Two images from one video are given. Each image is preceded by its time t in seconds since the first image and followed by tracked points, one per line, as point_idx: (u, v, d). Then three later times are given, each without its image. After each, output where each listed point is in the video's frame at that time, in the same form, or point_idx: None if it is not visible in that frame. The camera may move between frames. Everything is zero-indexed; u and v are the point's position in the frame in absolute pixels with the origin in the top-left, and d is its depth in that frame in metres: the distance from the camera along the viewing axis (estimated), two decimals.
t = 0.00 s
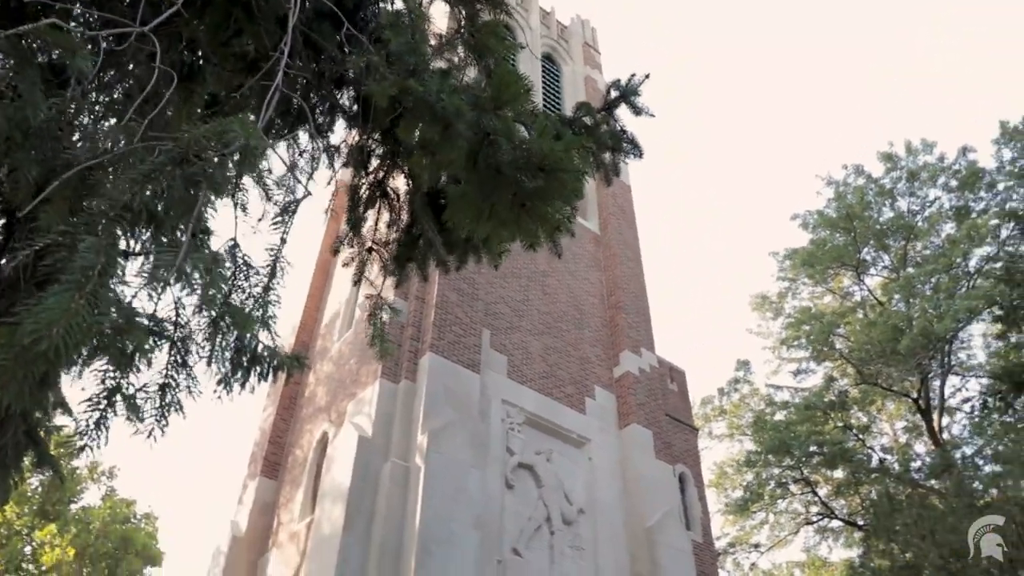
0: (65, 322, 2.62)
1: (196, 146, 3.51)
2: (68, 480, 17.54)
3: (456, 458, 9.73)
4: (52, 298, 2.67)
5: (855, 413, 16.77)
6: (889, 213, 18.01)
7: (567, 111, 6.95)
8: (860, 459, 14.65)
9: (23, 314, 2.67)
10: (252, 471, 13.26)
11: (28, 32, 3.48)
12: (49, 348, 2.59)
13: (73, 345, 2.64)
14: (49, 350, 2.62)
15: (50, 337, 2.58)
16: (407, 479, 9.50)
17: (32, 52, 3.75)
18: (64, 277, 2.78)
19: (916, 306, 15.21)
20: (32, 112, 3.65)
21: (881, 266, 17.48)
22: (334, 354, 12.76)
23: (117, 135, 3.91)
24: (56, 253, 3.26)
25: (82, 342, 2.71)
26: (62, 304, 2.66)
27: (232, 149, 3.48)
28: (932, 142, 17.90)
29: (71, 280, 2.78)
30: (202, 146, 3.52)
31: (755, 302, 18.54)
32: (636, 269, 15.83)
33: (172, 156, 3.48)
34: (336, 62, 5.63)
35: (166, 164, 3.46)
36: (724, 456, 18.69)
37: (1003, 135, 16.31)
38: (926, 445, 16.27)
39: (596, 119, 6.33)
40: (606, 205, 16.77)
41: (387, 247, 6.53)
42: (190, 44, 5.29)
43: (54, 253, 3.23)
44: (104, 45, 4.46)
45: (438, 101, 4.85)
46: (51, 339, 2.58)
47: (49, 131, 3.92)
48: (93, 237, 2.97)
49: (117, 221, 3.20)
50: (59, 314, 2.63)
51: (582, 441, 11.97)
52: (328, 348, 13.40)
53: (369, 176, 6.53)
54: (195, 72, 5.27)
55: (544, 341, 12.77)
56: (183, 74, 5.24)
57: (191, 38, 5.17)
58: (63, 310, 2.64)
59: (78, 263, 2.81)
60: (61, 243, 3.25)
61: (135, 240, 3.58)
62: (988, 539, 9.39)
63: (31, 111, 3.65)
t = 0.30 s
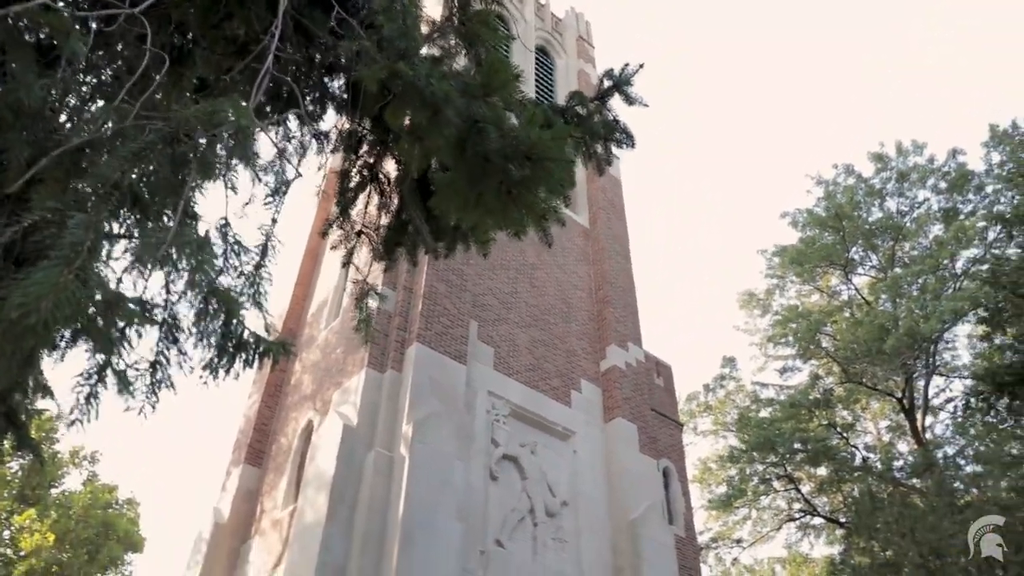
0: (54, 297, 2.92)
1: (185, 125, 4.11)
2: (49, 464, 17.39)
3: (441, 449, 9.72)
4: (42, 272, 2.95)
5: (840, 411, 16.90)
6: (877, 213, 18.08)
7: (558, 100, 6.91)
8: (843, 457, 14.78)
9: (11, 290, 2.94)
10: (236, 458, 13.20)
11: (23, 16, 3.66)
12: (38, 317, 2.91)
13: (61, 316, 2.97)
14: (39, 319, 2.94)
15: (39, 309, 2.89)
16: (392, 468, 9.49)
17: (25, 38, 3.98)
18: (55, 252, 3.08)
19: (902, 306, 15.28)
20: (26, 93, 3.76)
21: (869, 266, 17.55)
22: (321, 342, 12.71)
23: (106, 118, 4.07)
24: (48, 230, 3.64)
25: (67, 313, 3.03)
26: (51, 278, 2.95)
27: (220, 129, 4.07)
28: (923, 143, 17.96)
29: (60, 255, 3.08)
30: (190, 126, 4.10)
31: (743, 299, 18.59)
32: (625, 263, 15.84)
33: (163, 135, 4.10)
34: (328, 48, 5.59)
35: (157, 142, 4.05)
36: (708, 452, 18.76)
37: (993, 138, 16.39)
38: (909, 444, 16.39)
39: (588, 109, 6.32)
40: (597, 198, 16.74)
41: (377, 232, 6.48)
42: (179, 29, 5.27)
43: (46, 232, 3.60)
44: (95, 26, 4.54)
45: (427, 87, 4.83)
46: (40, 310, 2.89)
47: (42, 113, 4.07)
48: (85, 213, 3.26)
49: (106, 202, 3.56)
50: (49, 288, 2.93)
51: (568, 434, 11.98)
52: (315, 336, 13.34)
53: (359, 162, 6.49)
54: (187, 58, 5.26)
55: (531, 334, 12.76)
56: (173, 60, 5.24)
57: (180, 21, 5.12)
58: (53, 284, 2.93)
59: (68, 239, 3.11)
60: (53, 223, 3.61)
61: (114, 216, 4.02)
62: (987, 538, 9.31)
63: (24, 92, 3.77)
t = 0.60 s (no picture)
0: (50, 243, 3.23)
1: (178, 90, 4.23)
2: (34, 447, 17.32)
3: (428, 437, 9.71)
4: (38, 220, 3.26)
5: (827, 405, 17.03)
6: (868, 209, 18.12)
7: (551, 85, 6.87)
8: (829, 451, 14.94)
9: (9, 233, 3.23)
10: (223, 444, 13.15)
11: None
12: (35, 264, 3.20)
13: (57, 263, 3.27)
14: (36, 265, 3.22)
15: (35, 255, 3.18)
16: (379, 455, 9.47)
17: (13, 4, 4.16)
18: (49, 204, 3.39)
19: (891, 302, 15.34)
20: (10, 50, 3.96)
21: (859, 261, 17.62)
22: (310, 328, 12.66)
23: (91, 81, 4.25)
24: (34, 181, 3.80)
25: (65, 260, 3.33)
26: (48, 226, 3.26)
27: (214, 94, 4.24)
28: (915, 140, 18.01)
29: (55, 206, 3.38)
30: (184, 90, 4.24)
31: (733, 292, 18.63)
32: (616, 254, 15.84)
33: (157, 97, 4.20)
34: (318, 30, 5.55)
35: (149, 104, 4.16)
36: (696, 444, 18.82)
37: (984, 136, 16.45)
38: (894, 439, 16.53)
39: (582, 96, 6.31)
40: (589, 188, 16.71)
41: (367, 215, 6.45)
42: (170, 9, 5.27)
43: (33, 181, 3.78)
44: None
45: (417, 67, 4.83)
46: (38, 257, 3.19)
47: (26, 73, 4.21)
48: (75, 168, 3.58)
49: (96, 160, 3.80)
50: (47, 235, 3.24)
51: (556, 423, 11.99)
52: (303, 322, 13.29)
53: (350, 145, 6.47)
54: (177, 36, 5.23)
55: (520, 323, 12.74)
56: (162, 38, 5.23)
57: None
58: (50, 232, 3.25)
59: (60, 193, 3.40)
60: (41, 173, 3.78)
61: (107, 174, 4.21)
62: (988, 539, 9.47)
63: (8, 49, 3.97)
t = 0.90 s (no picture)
0: (29, 189, 3.18)
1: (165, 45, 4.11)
2: (21, 427, 17.24)
3: (417, 420, 9.70)
4: (20, 166, 3.24)
5: (814, 394, 17.16)
6: (860, 199, 18.15)
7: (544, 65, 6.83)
8: (816, 440, 15.04)
9: None
10: (211, 425, 13.12)
11: None
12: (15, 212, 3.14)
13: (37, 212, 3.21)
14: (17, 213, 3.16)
15: (16, 201, 3.13)
16: (367, 437, 9.47)
17: None
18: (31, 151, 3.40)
19: (881, 293, 15.38)
20: None
21: (850, 251, 17.66)
22: (299, 310, 12.61)
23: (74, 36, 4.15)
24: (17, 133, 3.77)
25: (45, 209, 3.26)
26: (29, 171, 3.23)
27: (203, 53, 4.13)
28: (908, 131, 18.02)
29: (37, 155, 3.41)
30: (172, 48, 4.11)
31: (724, 281, 18.66)
32: (607, 240, 15.82)
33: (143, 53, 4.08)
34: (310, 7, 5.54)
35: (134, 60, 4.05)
36: (683, 431, 18.90)
37: (977, 128, 16.46)
38: (880, 428, 16.66)
39: (576, 75, 6.26)
40: (581, 173, 16.65)
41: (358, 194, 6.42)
42: None
43: (16, 134, 3.75)
44: None
45: (407, 41, 4.81)
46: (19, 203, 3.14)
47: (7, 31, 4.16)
48: (58, 120, 3.63)
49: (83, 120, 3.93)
50: (27, 180, 3.21)
51: (544, 408, 12.02)
52: (293, 304, 13.24)
53: (341, 124, 6.43)
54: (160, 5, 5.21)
55: (511, 308, 12.73)
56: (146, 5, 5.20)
57: None
58: (30, 177, 3.21)
59: (43, 142, 3.45)
60: (22, 125, 3.79)
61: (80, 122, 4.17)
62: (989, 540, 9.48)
63: None
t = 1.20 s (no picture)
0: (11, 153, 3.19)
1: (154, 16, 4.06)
2: (13, 409, 17.18)
3: (409, 403, 9.71)
4: (2, 129, 3.22)
5: (805, 380, 17.26)
6: (854, 186, 18.15)
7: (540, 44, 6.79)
8: (807, 426, 15.13)
9: None
10: (203, 408, 13.12)
11: None
12: None
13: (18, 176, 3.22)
14: None
15: None
16: (359, 420, 9.49)
17: None
18: (13, 115, 3.36)
19: (873, 281, 15.41)
20: None
21: (843, 238, 17.71)
22: (292, 293, 12.58)
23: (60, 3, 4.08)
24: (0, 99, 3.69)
25: (25, 173, 3.27)
26: (11, 135, 3.23)
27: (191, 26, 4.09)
28: (903, 119, 17.99)
29: (21, 118, 3.38)
30: (161, 19, 4.07)
31: (717, 267, 18.68)
32: (601, 225, 15.81)
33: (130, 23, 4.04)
34: None
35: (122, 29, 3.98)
36: (675, 417, 18.98)
37: (972, 116, 16.43)
38: (871, 415, 16.76)
39: (573, 54, 6.23)
40: (576, 158, 16.61)
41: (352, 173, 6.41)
42: None
43: None
44: None
45: (401, 14, 4.77)
46: None
47: None
48: (42, 84, 3.55)
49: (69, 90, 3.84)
50: (8, 144, 3.21)
51: (537, 393, 12.05)
52: (286, 287, 13.21)
53: (335, 103, 6.38)
54: None
55: (504, 293, 12.72)
56: None
57: None
58: (13, 141, 3.21)
59: (27, 107, 3.39)
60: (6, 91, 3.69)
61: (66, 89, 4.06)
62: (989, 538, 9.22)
63: None
